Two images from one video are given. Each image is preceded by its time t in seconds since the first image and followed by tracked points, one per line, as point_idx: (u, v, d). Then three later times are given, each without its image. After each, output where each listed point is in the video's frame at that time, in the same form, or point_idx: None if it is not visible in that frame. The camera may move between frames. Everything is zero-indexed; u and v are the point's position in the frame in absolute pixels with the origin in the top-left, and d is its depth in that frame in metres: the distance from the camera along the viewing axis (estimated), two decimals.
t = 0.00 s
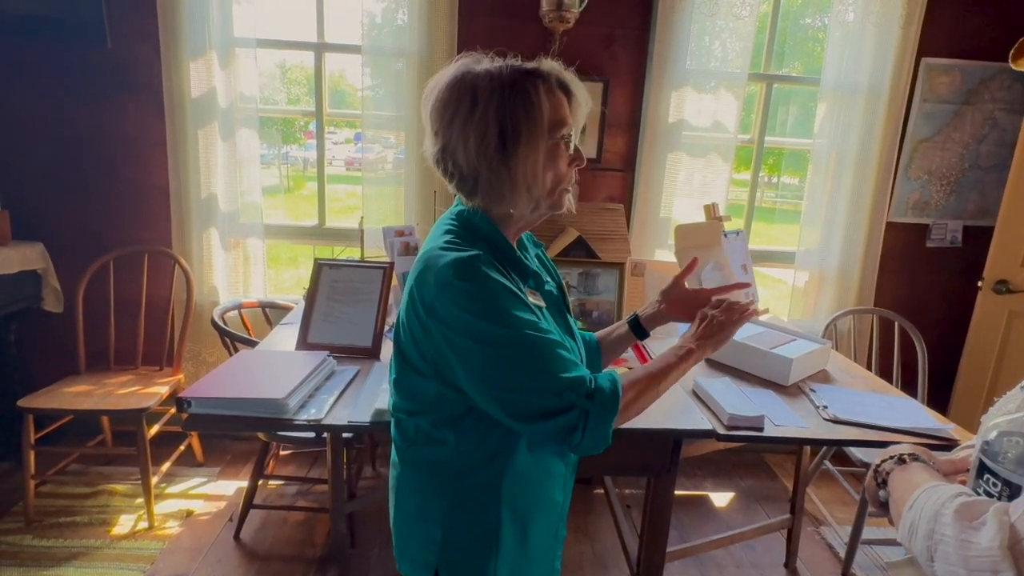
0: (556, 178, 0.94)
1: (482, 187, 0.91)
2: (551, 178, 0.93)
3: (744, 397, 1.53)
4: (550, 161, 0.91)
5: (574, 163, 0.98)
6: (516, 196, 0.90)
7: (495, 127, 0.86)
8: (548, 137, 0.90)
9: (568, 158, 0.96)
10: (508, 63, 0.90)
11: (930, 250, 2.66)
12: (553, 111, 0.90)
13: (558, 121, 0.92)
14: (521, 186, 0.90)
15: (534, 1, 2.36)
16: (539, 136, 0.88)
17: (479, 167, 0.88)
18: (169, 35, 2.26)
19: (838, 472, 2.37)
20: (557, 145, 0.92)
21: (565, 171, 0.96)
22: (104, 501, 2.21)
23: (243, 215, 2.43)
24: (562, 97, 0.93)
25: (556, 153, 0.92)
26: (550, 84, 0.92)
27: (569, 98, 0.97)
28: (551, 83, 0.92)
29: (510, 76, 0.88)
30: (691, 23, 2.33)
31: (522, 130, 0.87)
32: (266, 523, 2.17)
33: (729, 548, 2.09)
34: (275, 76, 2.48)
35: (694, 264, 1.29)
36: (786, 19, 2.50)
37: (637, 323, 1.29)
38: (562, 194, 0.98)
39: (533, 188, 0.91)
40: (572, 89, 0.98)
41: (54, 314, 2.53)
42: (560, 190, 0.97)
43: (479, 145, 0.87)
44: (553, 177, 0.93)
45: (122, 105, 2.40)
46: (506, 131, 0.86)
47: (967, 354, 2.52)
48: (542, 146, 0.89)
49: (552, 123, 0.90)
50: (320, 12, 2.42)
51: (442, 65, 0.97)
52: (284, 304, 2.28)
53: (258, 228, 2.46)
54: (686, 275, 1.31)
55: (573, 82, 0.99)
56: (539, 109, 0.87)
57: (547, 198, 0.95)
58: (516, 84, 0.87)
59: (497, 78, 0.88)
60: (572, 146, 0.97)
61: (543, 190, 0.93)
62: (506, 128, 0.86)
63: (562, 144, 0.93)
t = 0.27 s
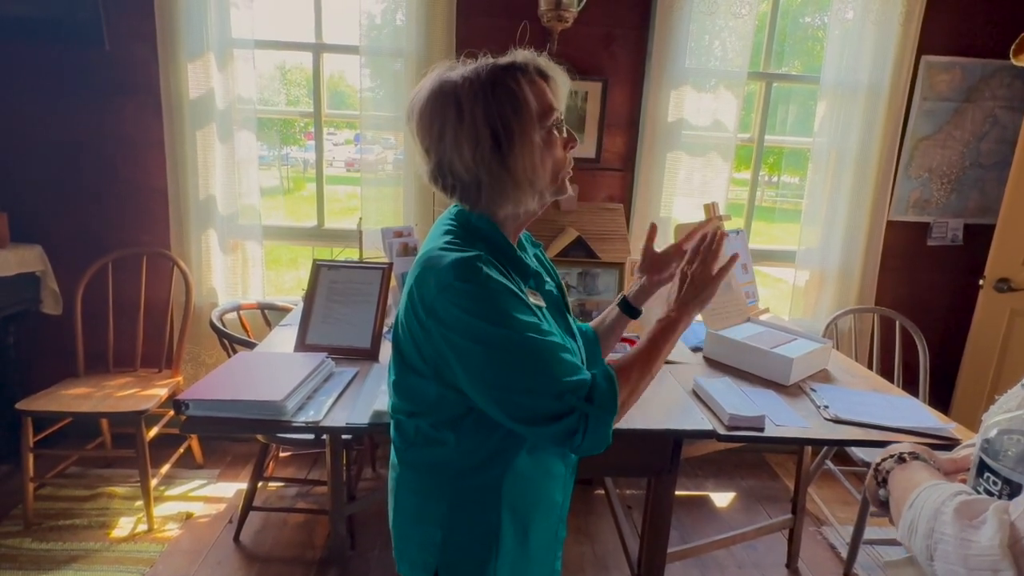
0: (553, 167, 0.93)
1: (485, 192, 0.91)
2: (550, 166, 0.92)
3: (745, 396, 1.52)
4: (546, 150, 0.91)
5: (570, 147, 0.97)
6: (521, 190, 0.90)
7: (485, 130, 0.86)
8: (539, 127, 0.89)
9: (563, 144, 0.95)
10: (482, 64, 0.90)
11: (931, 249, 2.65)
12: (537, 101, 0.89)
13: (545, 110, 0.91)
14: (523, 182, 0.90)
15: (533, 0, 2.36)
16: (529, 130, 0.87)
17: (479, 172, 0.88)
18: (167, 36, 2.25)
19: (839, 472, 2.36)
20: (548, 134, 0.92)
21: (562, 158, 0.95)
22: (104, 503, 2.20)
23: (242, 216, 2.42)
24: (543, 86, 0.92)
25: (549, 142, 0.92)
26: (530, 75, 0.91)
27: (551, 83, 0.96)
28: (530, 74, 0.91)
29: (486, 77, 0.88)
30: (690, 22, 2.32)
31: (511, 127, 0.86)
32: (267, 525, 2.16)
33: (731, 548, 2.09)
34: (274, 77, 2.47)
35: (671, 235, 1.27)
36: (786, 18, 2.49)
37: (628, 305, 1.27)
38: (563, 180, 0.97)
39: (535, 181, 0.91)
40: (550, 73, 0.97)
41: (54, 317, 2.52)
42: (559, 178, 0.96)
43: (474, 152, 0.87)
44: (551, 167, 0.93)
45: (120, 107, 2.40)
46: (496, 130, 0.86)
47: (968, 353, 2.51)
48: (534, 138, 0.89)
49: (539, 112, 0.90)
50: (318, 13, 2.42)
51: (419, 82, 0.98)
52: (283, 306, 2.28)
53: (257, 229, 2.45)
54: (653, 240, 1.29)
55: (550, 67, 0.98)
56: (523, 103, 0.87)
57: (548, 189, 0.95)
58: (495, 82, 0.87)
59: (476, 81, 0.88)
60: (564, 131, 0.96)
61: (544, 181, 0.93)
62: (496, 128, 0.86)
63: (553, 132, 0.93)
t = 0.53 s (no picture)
0: (548, 167, 0.93)
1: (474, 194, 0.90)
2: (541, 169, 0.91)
3: (747, 396, 1.52)
4: (536, 153, 0.90)
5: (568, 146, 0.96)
6: (508, 194, 0.90)
7: (472, 130, 0.86)
8: (530, 127, 0.89)
9: (559, 143, 0.94)
10: (472, 64, 0.90)
11: (933, 247, 2.65)
12: (528, 100, 0.89)
13: (537, 109, 0.90)
14: (514, 183, 0.89)
15: None
16: (519, 129, 0.87)
17: (466, 173, 0.88)
18: (166, 37, 2.25)
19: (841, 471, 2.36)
20: (540, 133, 0.91)
21: (558, 157, 0.94)
22: (104, 505, 2.20)
23: (242, 218, 2.42)
24: (535, 85, 0.92)
25: (542, 141, 0.91)
26: (521, 75, 0.91)
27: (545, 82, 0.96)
28: (522, 74, 0.91)
29: (475, 77, 0.88)
30: (690, 21, 2.31)
31: (501, 128, 0.86)
32: (267, 527, 2.16)
33: (733, 548, 2.08)
34: (273, 78, 2.47)
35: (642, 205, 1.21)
36: (786, 16, 2.49)
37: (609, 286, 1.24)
38: (560, 180, 0.96)
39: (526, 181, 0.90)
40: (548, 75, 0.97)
41: (54, 319, 2.52)
42: (556, 178, 0.95)
43: (460, 154, 0.87)
44: (544, 166, 0.92)
45: (119, 108, 2.39)
46: (485, 132, 0.86)
47: (970, 352, 2.50)
48: (525, 137, 0.88)
49: (530, 111, 0.89)
50: (317, 13, 2.41)
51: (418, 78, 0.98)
52: (283, 307, 2.27)
53: (257, 231, 2.45)
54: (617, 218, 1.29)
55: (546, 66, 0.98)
56: (513, 103, 0.86)
57: (543, 189, 0.94)
58: (485, 83, 0.87)
59: (466, 82, 0.87)
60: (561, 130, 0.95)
61: (536, 182, 0.92)
62: (484, 129, 0.86)
63: (548, 132, 0.92)
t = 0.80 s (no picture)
0: (506, 166, 0.90)
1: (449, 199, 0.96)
2: (494, 173, 0.91)
3: (749, 396, 1.51)
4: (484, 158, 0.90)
5: (535, 140, 0.90)
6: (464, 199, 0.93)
7: (427, 147, 0.94)
8: (473, 133, 0.90)
9: (518, 139, 0.90)
10: (437, 79, 0.95)
11: (934, 246, 2.64)
12: (472, 105, 0.90)
13: (486, 111, 0.90)
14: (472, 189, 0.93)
15: None
16: (457, 139, 0.90)
17: (434, 185, 0.97)
18: (166, 38, 2.25)
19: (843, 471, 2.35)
20: (488, 134, 0.90)
21: (521, 153, 0.89)
22: (105, 507, 2.19)
23: (242, 219, 2.42)
24: (494, 84, 0.91)
25: (495, 141, 0.90)
26: (474, 79, 0.91)
27: (512, 77, 0.93)
28: (477, 77, 0.91)
29: (432, 95, 0.94)
30: (690, 21, 2.31)
31: (442, 141, 0.91)
32: (268, 528, 2.15)
33: (735, 548, 2.08)
34: (273, 79, 2.47)
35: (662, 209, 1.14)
36: (786, 16, 2.48)
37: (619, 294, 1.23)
38: (529, 177, 0.91)
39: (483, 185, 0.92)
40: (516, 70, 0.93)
41: (54, 320, 2.52)
42: (522, 174, 0.90)
43: (425, 169, 0.97)
44: (500, 166, 0.90)
45: (119, 109, 2.39)
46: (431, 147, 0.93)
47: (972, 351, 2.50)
48: (467, 145, 0.90)
49: (474, 116, 0.90)
50: (316, 13, 2.41)
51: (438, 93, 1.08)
52: (284, 308, 2.27)
53: (257, 232, 2.45)
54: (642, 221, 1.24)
55: (522, 61, 0.95)
56: (450, 115, 0.91)
57: (508, 189, 0.91)
58: (433, 100, 0.93)
59: (425, 101, 0.95)
60: (525, 125, 0.91)
61: (494, 183, 0.92)
62: (432, 144, 0.93)
63: (502, 131, 0.90)
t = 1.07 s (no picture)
0: (483, 180, 0.91)
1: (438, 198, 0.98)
2: (475, 183, 0.92)
3: (749, 396, 1.51)
4: (468, 167, 0.91)
5: (515, 156, 0.90)
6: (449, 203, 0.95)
7: (416, 144, 0.96)
8: (456, 140, 0.91)
9: (497, 154, 0.90)
10: (435, 76, 0.95)
11: (933, 245, 2.64)
12: (458, 113, 0.90)
13: (470, 120, 0.90)
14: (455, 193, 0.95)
15: None
16: (442, 145, 0.91)
17: (423, 181, 0.99)
18: (165, 39, 2.25)
19: (843, 470, 2.35)
20: (469, 145, 0.90)
21: (498, 168, 0.89)
22: (105, 507, 2.19)
23: (242, 219, 2.42)
24: (482, 91, 0.90)
25: (475, 154, 0.90)
26: (463, 84, 0.90)
27: (501, 86, 0.91)
28: (467, 82, 0.90)
29: (429, 92, 0.94)
30: (690, 21, 2.31)
31: (428, 143, 0.93)
32: (268, 529, 2.15)
33: (735, 548, 2.07)
34: (273, 79, 2.46)
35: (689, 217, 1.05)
36: (786, 15, 2.48)
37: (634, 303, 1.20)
38: (507, 192, 0.91)
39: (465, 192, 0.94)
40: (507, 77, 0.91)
41: (54, 321, 2.52)
42: (500, 189, 0.91)
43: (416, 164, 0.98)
44: (478, 179, 0.91)
45: (118, 110, 2.39)
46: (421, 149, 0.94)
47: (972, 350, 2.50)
48: (449, 153, 0.92)
49: (458, 125, 0.90)
50: (315, 13, 2.41)
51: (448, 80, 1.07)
52: (283, 308, 2.27)
53: (256, 232, 2.45)
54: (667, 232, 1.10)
55: (516, 66, 0.93)
56: (437, 118, 0.91)
57: (486, 200, 0.92)
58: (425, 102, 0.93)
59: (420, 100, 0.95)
60: (507, 139, 0.90)
61: (473, 194, 0.93)
62: (422, 144, 0.94)
63: (483, 143, 0.90)
